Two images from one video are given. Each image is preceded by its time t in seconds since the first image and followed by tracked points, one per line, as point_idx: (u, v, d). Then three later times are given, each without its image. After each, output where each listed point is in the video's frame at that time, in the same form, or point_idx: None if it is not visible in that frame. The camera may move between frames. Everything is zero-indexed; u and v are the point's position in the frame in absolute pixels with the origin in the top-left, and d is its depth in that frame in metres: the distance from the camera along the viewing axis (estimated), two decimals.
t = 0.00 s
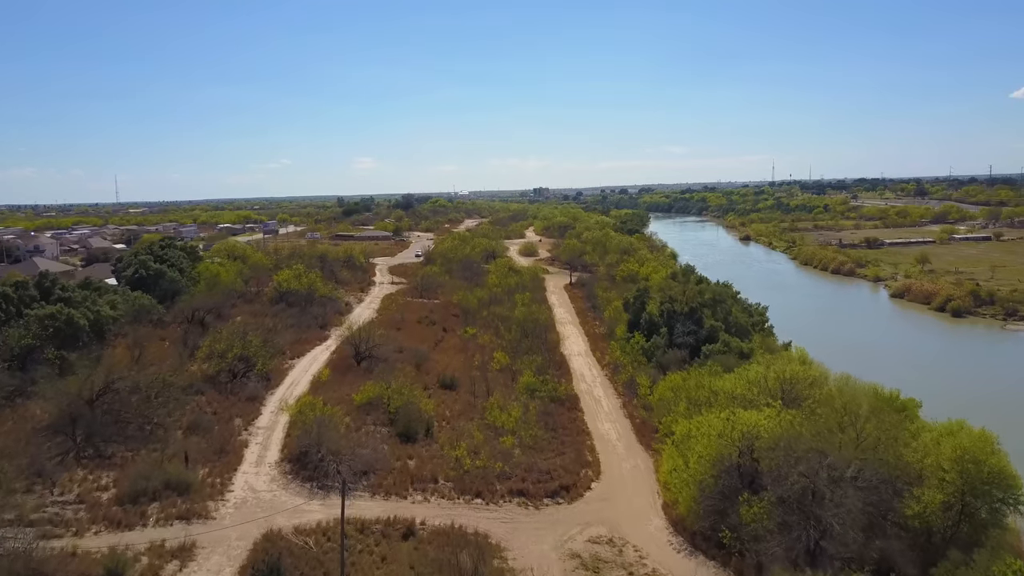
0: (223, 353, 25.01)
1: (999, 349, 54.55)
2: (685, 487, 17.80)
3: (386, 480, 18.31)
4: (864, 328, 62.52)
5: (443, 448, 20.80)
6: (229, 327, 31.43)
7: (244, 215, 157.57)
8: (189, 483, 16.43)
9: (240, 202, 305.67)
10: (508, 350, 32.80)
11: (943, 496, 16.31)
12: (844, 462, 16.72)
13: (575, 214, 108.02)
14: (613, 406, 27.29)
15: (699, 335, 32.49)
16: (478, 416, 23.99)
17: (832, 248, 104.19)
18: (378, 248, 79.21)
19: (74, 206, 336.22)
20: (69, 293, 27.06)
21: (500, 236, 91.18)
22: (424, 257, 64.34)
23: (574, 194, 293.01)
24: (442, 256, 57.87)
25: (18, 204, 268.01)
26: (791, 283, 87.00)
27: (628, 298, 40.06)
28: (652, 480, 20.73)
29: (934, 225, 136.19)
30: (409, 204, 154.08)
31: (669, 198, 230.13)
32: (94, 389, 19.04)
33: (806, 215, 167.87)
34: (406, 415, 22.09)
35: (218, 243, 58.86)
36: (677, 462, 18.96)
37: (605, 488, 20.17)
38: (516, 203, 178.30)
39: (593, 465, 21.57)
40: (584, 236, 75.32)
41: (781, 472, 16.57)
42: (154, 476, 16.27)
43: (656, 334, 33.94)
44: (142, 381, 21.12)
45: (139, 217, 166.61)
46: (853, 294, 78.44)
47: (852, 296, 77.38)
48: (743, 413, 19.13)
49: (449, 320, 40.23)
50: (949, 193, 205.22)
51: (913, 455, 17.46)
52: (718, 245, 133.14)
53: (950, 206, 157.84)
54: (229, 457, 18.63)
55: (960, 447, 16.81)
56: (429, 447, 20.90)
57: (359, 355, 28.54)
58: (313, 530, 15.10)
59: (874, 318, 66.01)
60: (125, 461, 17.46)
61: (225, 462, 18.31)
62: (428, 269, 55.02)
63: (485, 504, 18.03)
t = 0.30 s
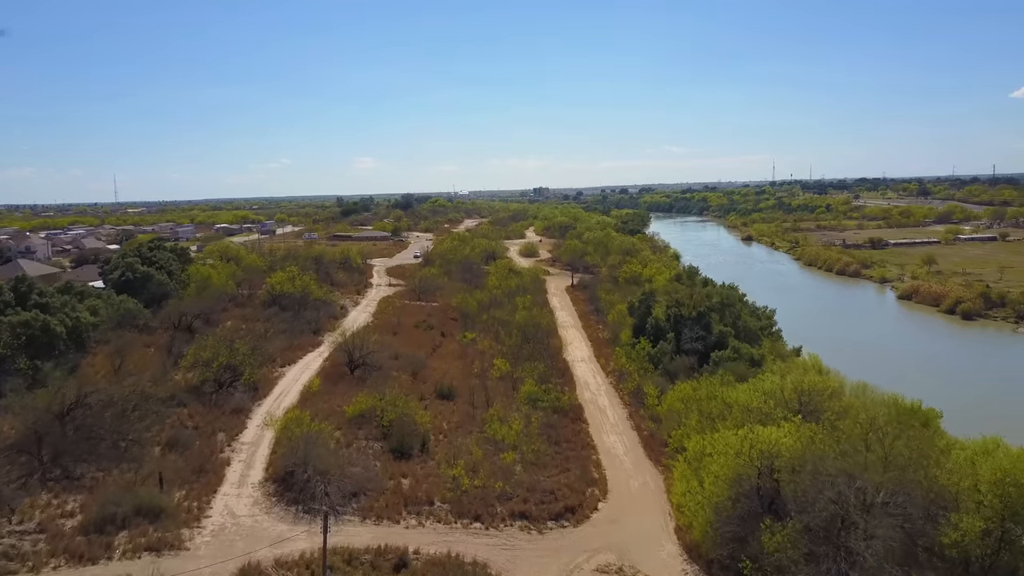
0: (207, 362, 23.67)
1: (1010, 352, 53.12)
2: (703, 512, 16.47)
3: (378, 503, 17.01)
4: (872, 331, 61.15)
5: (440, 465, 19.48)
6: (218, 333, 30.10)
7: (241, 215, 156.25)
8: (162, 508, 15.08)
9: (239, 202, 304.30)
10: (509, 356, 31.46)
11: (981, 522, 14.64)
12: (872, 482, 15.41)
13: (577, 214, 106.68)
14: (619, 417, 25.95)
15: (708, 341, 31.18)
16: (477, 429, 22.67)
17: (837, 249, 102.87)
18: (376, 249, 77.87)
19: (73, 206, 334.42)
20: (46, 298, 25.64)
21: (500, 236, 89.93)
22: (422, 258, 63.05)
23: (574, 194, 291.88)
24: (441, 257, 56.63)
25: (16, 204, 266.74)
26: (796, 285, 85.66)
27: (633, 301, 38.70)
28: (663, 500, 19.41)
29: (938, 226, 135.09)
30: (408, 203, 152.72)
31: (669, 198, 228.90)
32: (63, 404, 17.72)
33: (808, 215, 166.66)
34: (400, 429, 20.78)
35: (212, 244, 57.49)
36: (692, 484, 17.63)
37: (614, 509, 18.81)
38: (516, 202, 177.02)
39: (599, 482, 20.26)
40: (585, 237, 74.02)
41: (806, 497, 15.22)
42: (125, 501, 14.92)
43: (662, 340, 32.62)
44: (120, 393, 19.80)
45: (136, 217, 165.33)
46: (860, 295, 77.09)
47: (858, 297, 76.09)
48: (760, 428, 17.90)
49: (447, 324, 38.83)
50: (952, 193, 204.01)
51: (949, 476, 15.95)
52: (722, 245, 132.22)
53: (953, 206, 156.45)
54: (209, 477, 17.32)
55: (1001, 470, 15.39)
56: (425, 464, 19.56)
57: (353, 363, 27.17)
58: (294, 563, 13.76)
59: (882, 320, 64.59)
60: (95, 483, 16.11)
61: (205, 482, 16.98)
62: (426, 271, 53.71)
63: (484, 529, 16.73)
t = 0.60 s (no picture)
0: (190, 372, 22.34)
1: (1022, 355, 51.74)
2: (722, 541, 15.15)
3: (368, 529, 15.67)
4: (879, 333, 59.77)
5: (436, 486, 18.15)
6: (205, 339, 28.78)
7: (238, 216, 154.83)
8: (130, 539, 13.77)
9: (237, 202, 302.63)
10: (509, 363, 30.14)
11: None
12: (915, 505, 14.18)
13: (577, 214, 105.41)
14: (626, 429, 24.62)
15: (717, 348, 29.84)
16: (476, 444, 21.34)
17: (841, 249, 101.66)
18: (374, 250, 76.62)
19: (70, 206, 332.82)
20: (21, 304, 24.30)
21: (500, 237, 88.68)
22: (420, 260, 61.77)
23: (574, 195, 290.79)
24: (440, 258, 55.31)
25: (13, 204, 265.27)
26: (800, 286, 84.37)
27: (637, 305, 37.36)
28: (675, 523, 18.08)
29: (941, 227, 133.96)
30: (407, 204, 151.55)
31: (670, 198, 227.57)
32: (29, 421, 16.41)
33: (810, 215, 165.50)
34: (394, 446, 19.45)
35: (205, 246, 56.17)
36: (710, 509, 16.31)
37: (623, 533, 17.48)
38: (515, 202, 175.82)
39: (607, 503, 18.94)
40: (586, 238, 72.80)
41: (836, 527, 13.91)
42: (89, 531, 13.60)
43: (669, 346, 31.29)
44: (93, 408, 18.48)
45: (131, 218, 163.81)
46: (865, 297, 75.79)
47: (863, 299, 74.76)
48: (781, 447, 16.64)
49: (446, 329, 37.45)
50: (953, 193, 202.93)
51: (990, 502, 14.65)
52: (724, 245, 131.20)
53: (956, 206, 155.12)
54: (186, 501, 16.00)
55: None
56: (420, 484, 18.24)
57: (345, 372, 25.83)
58: None
59: (889, 322, 63.27)
60: (60, 509, 14.79)
61: (181, 508, 15.66)
62: (424, 273, 52.38)
63: (484, 558, 15.41)
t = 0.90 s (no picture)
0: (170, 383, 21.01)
1: None
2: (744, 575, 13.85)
3: (356, 560, 14.35)
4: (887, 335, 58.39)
5: (431, 509, 16.84)
6: (190, 347, 27.44)
7: (234, 215, 153.29)
8: None
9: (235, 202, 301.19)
10: (509, 371, 28.82)
11: None
12: (950, 532, 12.79)
13: (578, 214, 104.10)
14: (633, 442, 23.29)
15: (727, 354, 28.44)
16: (474, 460, 20.01)
17: (845, 250, 100.33)
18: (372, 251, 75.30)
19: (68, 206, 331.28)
20: None
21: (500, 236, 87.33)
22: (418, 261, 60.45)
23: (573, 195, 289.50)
24: (438, 259, 53.93)
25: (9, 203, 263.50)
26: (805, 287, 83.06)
27: (642, 309, 35.97)
28: (689, 548, 16.76)
29: (945, 227, 132.66)
30: (406, 203, 150.11)
31: (670, 198, 226.37)
32: None
33: (812, 215, 164.20)
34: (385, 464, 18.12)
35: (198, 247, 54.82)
36: (730, 537, 15.00)
37: (634, 560, 16.18)
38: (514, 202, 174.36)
39: (615, 526, 17.62)
40: (587, 239, 71.49)
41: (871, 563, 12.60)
42: (45, 568, 12.27)
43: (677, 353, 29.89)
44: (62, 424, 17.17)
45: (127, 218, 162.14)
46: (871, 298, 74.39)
47: (870, 300, 73.39)
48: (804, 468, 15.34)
49: (444, 334, 36.12)
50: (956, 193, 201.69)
51: None
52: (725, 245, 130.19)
53: (961, 206, 153.41)
54: (158, 529, 14.68)
55: None
56: (414, 507, 16.92)
57: (337, 382, 24.50)
58: None
59: (897, 324, 61.93)
60: (17, 540, 13.46)
61: (152, 537, 14.33)
62: (422, 275, 51.01)
63: None
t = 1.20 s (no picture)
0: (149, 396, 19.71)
1: None
2: None
3: None
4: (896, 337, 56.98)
5: (426, 536, 15.52)
6: (175, 354, 26.13)
7: (232, 216, 152.13)
8: None
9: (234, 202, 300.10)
10: (510, 380, 27.50)
11: None
12: (1002, 570, 11.46)
13: (578, 214, 102.86)
14: (641, 457, 21.98)
15: (737, 362, 27.11)
16: (473, 479, 18.69)
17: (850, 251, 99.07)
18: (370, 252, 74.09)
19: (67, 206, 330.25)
20: None
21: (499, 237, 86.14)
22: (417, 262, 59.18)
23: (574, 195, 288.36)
24: (436, 261, 52.56)
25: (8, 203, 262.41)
26: (809, 288, 81.87)
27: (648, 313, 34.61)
28: None
29: (949, 228, 131.32)
30: (405, 203, 149.06)
31: (671, 198, 225.15)
32: None
33: (814, 215, 162.99)
34: (376, 485, 16.80)
35: (191, 248, 53.54)
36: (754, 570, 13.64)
37: None
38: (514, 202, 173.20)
39: (626, 553, 16.27)
40: (589, 240, 70.20)
41: None
42: None
43: (686, 361, 28.55)
44: (27, 442, 15.86)
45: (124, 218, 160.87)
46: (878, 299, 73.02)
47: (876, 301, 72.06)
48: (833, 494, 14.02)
49: (442, 339, 34.82)
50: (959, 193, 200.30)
51: None
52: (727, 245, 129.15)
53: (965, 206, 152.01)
54: (126, 562, 13.35)
55: None
56: (407, 534, 15.60)
57: (328, 393, 23.20)
58: None
59: (906, 326, 60.54)
60: None
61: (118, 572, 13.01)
62: (420, 277, 49.70)
63: None
